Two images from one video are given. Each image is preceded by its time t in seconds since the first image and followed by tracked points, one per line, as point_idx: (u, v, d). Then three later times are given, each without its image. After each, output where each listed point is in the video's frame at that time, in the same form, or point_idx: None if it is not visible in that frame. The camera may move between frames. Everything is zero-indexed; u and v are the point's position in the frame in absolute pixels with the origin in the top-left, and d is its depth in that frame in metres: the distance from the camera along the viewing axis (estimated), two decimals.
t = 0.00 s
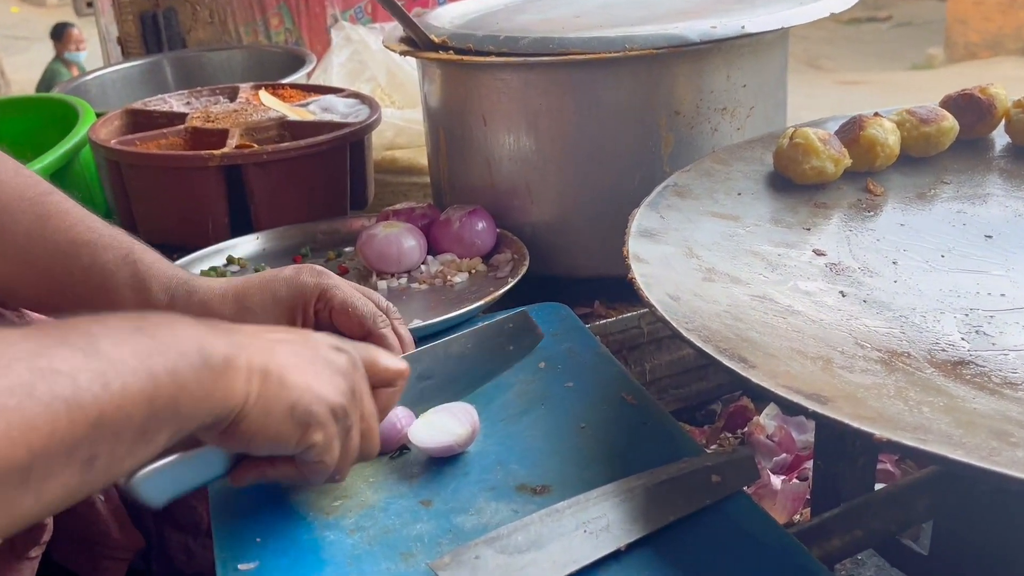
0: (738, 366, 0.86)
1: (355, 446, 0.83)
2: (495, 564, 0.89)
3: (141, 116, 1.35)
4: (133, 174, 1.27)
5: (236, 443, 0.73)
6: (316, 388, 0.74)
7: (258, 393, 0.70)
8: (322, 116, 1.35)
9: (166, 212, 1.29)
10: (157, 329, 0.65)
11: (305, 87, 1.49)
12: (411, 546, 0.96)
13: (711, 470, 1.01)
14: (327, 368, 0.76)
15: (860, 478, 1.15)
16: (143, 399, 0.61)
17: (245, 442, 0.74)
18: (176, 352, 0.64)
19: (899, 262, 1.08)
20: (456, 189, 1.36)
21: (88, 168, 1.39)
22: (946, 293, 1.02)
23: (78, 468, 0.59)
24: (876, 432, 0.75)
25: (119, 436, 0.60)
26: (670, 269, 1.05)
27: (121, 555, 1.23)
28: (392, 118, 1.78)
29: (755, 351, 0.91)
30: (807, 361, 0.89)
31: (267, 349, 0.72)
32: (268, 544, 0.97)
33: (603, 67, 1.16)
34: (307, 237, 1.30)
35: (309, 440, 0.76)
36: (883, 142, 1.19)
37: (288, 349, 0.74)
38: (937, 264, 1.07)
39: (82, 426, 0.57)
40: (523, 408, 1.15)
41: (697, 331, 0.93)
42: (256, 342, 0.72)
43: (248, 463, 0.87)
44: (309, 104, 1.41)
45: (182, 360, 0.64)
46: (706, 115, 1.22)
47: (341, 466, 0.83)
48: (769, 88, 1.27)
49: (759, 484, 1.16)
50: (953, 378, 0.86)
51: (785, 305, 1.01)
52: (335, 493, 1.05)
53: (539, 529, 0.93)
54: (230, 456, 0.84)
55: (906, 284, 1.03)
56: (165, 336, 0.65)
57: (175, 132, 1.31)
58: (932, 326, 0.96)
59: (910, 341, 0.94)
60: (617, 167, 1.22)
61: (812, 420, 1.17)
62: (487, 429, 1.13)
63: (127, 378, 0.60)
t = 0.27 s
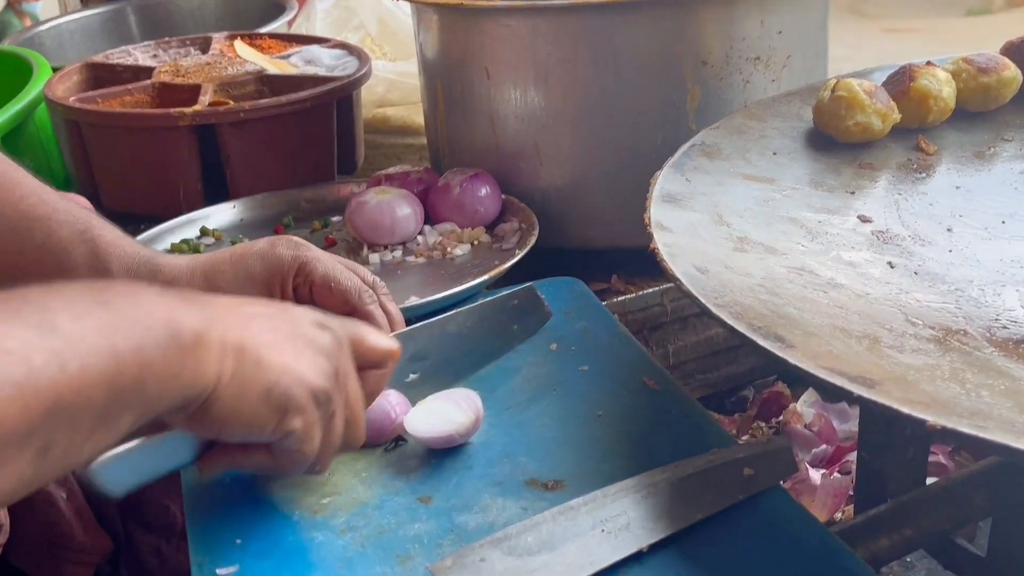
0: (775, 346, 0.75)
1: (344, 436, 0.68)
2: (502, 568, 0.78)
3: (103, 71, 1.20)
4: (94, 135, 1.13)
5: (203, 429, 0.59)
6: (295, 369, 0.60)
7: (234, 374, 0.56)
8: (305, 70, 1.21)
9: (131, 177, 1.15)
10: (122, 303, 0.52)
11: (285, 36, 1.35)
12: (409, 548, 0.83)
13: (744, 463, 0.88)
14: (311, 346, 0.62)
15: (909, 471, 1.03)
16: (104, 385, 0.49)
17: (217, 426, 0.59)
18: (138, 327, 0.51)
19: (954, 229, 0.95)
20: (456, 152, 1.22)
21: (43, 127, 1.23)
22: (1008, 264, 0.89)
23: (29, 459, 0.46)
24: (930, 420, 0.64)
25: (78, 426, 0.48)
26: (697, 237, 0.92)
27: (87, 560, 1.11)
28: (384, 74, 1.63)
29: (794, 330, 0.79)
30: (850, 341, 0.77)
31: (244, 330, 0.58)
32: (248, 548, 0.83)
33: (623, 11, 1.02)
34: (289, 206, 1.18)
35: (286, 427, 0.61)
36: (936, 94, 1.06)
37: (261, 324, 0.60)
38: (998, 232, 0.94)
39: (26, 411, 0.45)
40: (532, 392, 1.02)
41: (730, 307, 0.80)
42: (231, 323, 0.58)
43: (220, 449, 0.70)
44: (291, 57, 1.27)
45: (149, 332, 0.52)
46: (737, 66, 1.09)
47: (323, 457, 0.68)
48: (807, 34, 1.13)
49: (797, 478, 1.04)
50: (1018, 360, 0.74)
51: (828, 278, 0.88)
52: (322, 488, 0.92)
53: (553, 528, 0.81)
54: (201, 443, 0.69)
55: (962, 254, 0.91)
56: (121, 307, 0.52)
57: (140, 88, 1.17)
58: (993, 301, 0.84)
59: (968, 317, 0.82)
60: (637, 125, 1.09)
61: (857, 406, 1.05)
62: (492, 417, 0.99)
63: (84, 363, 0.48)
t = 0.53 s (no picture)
0: (800, 335, 0.68)
1: (325, 435, 0.66)
2: (508, 570, 0.71)
3: (80, 41, 1.13)
4: (70, 111, 1.06)
5: (173, 444, 0.55)
6: (273, 376, 0.57)
7: (203, 389, 0.52)
8: (296, 41, 1.14)
9: (110, 156, 1.08)
10: (89, 313, 0.48)
11: (274, 4, 1.28)
12: (409, 550, 0.77)
13: (766, 458, 0.81)
14: (290, 351, 0.59)
15: (941, 467, 0.97)
16: (69, 390, 0.45)
17: (188, 441, 0.56)
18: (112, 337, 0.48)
19: (989, 207, 0.89)
20: (457, 128, 1.15)
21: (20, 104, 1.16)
22: None
23: None
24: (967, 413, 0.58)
25: (42, 441, 0.44)
26: (714, 217, 0.86)
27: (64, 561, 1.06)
28: (378, 45, 1.56)
29: (818, 315, 0.73)
30: (879, 328, 0.71)
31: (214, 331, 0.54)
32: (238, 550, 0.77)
33: None
34: (279, 185, 1.10)
35: (261, 438, 0.59)
36: (971, 63, 0.99)
37: (233, 328, 0.56)
38: None
39: None
40: (540, 383, 0.95)
41: (749, 291, 0.74)
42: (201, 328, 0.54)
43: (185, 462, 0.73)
44: (280, 27, 1.20)
45: (114, 346, 0.48)
46: (757, 34, 1.02)
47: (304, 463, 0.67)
48: None
49: (822, 474, 0.98)
50: None
51: (853, 260, 0.82)
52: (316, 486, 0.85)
53: (563, 527, 0.74)
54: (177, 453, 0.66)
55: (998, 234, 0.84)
56: (88, 313, 0.48)
57: (119, 61, 1.10)
58: None
59: (1006, 302, 0.75)
60: (651, 97, 1.02)
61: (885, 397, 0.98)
62: (497, 411, 0.93)
63: (52, 375, 0.44)
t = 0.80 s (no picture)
0: (810, 323, 0.66)
1: (304, 429, 0.64)
2: (514, 562, 0.69)
3: (74, 24, 1.11)
4: (65, 95, 1.03)
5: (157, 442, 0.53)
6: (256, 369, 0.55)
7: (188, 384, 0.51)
8: (295, 23, 1.12)
9: (106, 141, 1.06)
10: (76, 313, 0.46)
11: None
12: (411, 542, 0.75)
13: (775, 448, 0.79)
14: (275, 346, 0.57)
15: (955, 457, 0.95)
16: (51, 391, 0.43)
17: (173, 439, 0.54)
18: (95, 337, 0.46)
19: (1005, 191, 0.86)
20: (460, 113, 1.13)
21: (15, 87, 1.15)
22: None
23: None
24: (981, 400, 0.56)
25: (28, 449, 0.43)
26: (724, 202, 0.83)
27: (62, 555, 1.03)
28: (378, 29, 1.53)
29: (830, 302, 0.71)
30: (893, 314, 0.69)
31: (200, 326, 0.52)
32: (238, 541, 0.75)
33: None
34: (278, 170, 1.08)
35: (247, 433, 0.57)
36: (986, 44, 0.97)
37: (223, 322, 0.54)
38: None
39: None
40: (545, 372, 0.93)
41: (758, 277, 0.72)
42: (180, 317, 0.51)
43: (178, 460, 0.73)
44: (278, 10, 1.18)
45: (99, 346, 0.46)
46: (767, 14, 0.99)
47: (291, 459, 0.67)
48: None
49: (833, 464, 0.96)
50: None
51: (866, 246, 0.79)
52: (316, 478, 0.83)
53: (569, 518, 0.72)
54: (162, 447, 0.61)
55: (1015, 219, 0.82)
56: (73, 309, 0.46)
57: (115, 44, 1.07)
58: None
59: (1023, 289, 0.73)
60: (658, 80, 0.99)
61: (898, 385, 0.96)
62: (501, 400, 0.91)
63: (34, 368, 0.42)
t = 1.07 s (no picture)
0: (810, 317, 0.66)
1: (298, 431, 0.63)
2: (514, 557, 0.68)
3: (73, 17, 1.11)
4: (64, 88, 1.03)
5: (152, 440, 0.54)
6: (251, 371, 0.54)
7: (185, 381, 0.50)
8: (294, 16, 1.11)
9: (105, 134, 1.06)
10: (69, 303, 0.46)
11: None
12: (411, 537, 0.74)
13: (775, 443, 0.78)
14: (274, 341, 0.56)
15: (956, 451, 0.95)
16: (49, 381, 0.42)
17: (172, 432, 0.54)
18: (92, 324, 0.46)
19: (1006, 184, 0.86)
20: (460, 106, 1.13)
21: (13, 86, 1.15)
22: None
23: None
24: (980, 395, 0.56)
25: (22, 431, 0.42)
26: (724, 196, 0.83)
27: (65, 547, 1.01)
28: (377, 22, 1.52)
29: (830, 296, 0.70)
30: (893, 309, 0.69)
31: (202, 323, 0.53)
32: (238, 536, 0.74)
33: None
34: (279, 164, 1.08)
35: (244, 430, 0.57)
36: (988, 36, 0.96)
37: (219, 315, 0.54)
38: None
39: None
40: (545, 367, 0.93)
41: (758, 272, 0.72)
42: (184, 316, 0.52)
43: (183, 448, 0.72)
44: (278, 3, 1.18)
45: (95, 333, 0.45)
46: (768, 6, 0.99)
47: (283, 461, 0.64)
48: None
49: (834, 458, 0.96)
50: None
51: (866, 239, 0.79)
52: (316, 473, 0.83)
53: (568, 512, 0.72)
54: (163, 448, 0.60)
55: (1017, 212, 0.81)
56: (69, 302, 0.45)
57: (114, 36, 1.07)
58: None
59: None
60: (659, 73, 0.99)
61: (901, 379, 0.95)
62: (501, 394, 0.90)
63: (33, 357, 0.42)
